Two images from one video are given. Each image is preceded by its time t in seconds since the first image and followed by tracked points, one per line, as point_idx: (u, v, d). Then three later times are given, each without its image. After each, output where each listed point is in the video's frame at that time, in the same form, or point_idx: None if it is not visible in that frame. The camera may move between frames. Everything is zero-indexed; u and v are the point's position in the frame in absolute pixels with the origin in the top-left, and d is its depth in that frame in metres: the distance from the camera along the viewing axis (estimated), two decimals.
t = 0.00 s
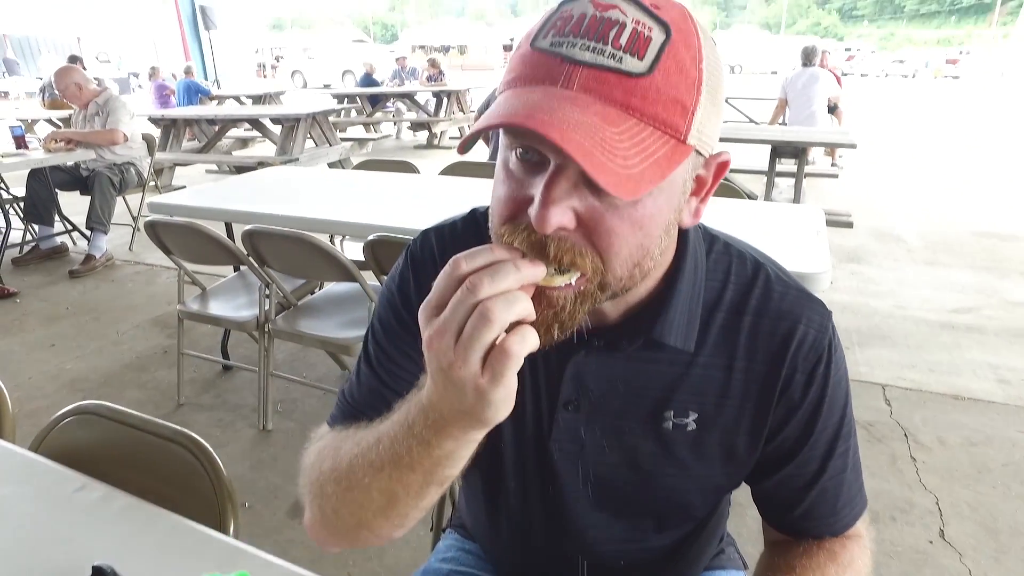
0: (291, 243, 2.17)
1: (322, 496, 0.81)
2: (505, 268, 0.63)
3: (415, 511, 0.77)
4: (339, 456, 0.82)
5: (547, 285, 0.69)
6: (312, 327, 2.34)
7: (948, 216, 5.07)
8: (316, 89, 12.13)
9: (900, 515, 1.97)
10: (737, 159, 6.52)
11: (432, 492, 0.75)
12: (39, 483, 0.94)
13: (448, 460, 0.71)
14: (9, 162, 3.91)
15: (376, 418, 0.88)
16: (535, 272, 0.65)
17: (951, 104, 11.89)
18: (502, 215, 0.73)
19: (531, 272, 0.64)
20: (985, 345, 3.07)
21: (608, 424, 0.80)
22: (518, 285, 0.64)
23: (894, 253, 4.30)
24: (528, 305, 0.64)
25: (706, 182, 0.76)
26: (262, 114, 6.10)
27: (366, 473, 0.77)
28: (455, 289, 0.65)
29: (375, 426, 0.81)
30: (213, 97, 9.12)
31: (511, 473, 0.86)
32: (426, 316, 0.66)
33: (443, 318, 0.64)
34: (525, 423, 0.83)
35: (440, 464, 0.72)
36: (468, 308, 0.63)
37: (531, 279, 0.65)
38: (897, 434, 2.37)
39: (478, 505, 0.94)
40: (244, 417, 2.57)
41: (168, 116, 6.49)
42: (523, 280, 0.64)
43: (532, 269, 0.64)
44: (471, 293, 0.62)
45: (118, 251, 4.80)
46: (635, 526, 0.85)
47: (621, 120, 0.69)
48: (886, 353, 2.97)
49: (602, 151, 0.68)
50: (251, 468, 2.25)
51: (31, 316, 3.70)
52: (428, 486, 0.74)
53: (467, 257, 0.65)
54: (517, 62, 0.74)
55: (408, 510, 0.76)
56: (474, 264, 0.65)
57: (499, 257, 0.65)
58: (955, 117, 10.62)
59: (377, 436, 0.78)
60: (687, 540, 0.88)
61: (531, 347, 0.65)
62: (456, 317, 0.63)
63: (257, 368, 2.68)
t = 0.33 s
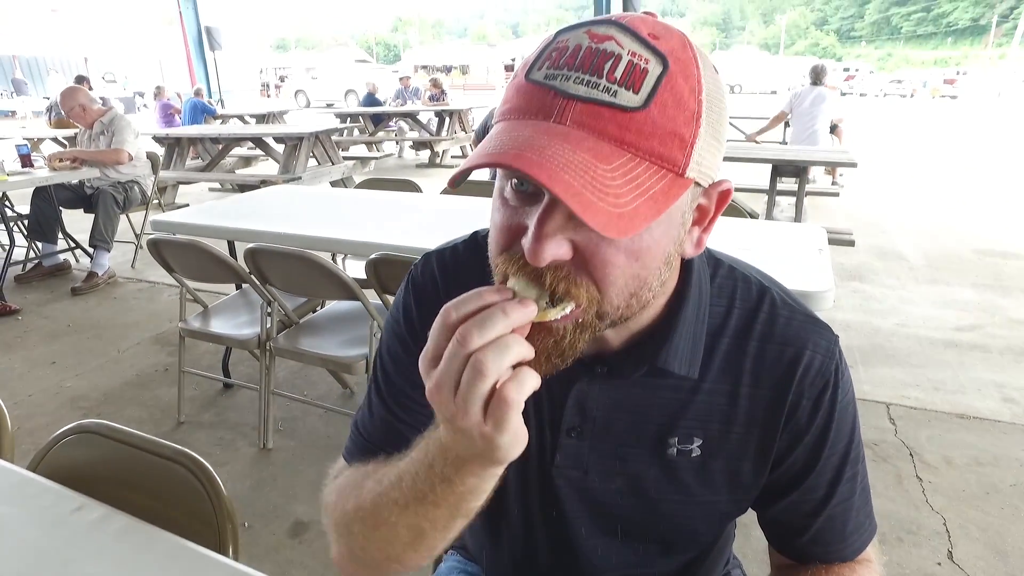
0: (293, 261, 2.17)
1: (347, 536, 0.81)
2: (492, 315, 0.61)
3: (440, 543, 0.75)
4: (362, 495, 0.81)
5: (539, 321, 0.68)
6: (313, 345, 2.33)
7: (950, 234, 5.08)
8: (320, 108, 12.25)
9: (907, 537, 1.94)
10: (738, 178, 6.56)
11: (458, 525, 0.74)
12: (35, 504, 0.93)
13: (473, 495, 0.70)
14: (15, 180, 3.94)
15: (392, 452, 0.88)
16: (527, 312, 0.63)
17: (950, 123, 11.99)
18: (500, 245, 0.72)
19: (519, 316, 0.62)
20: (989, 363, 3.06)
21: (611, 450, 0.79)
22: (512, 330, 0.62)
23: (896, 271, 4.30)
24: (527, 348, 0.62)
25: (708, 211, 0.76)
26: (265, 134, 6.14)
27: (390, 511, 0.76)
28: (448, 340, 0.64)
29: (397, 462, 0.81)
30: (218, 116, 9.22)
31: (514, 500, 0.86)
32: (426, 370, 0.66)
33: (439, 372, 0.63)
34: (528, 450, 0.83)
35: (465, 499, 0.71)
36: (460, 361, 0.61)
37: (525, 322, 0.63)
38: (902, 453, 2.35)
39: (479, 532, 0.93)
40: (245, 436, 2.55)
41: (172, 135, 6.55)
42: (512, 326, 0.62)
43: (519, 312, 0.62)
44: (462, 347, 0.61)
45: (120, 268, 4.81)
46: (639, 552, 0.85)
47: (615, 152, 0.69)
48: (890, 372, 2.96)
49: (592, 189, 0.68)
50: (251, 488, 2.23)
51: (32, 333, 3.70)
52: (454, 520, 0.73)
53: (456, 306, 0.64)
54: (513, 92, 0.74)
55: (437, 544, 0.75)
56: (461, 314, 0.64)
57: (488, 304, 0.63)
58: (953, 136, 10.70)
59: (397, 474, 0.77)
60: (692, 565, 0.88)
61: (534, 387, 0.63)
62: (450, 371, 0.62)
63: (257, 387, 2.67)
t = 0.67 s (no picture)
0: (294, 268, 2.18)
1: (366, 550, 0.80)
2: (474, 371, 0.57)
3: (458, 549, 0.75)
4: (376, 507, 0.80)
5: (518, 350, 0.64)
6: (315, 353, 2.34)
7: (950, 243, 5.10)
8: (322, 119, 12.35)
9: (910, 546, 1.93)
10: (739, 188, 6.59)
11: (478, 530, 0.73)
12: (35, 508, 0.93)
13: (490, 505, 0.69)
14: (19, 189, 3.97)
15: (400, 461, 0.88)
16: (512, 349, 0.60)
17: (950, 134, 12.03)
18: (496, 251, 0.73)
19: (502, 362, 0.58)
20: (991, 371, 3.05)
21: (611, 456, 0.79)
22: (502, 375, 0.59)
23: (897, 280, 4.30)
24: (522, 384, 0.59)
25: (706, 222, 0.77)
26: (268, 143, 6.18)
27: (408, 525, 0.75)
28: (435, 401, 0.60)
29: (408, 474, 0.80)
30: (221, 126, 9.28)
31: (513, 505, 0.86)
32: (421, 428, 0.63)
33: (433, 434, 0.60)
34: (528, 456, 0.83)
35: (483, 508, 0.70)
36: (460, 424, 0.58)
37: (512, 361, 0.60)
38: (905, 461, 2.34)
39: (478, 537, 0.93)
40: (245, 444, 2.55)
41: (175, 145, 6.59)
42: (498, 374, 0.58)
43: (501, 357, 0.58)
44: (452, 412, 0.57)
45: (122, 277, 4.83)
46: (638, 557, 0.85)
47: (608, 160, 0.70)
48: (891, 381, 2.96)
49: (582, 198, 0.69)
50: (251, 496, 2.23)
51: (34, 341, 3.71)
52: (473, 526, 0.72)
53: (430, 368, 0.60)
54: (510, 100, 0.76)
55: (460, 547, 0.75)
56: (439, 374, 0.60)
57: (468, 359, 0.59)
58: (953, 146, 10.74)
59: (409, 488, 0.76)
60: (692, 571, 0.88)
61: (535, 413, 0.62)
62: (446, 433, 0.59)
63: (258, 395, 2.67)
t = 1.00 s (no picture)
0: (293, 268, 2.17)
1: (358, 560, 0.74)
2: (416, 529, 0.56)
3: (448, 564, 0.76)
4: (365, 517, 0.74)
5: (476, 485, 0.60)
6: (314, 354, 2.33)
7: (951, 246, 5.09)
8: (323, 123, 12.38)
9: (913, 548, 1.92)
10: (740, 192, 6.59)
11: None
12: (30, 504, 0.92)
13: None
14: (20, 192, 3.97)
15: (405, 452, 0.86)
16: (456, 503, 0.57)
17: (951, 138, 12.04)
18: (514, 231, 0.73)
19: (443, 520, 0.56)
20: (993, 373, 3.04)
21: (612, 442, 0.79)
22: (449, 529, 0.57)
23: (898, 283, 4.30)
24: (472, 530, 0.57)
25: (710, 186, 0.76)
26: (269, 147, 6.20)
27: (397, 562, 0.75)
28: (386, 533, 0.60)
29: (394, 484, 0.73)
30: (223, 130, 9.30)
31: (512, 495, 0.85)
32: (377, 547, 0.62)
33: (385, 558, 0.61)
34: (529, 444, 0.83)
35: None
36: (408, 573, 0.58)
37: (457, 510, 0.57)
38: (907, 463, 2.33)
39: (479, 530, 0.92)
40: (245, 445, 2.54)
41: (177, 148, 6.60)
42: (441, 532, 0.56)
43: (441, 515, 0.56)
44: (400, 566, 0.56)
45: (122, 279, 4.82)
46: (639, 546, 0.84)
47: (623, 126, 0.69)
48: (893, 383, 2.94)
49: (612, 155, 0.67)
50: (250, 497, 2.21)
51: (34, 343, 3.70)
52: None
53: (373, 510, 0.59)
54: (516, 75, 0.75)
55: None
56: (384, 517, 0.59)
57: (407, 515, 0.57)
58: (954, 151, 10.75)
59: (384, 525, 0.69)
60: (695, 561, 0.87)
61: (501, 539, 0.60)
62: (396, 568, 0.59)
63: (258, 396, 2.67)
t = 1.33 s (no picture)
0: (291, 264, 2.16)
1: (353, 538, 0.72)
2: (389, 524, 0.58)
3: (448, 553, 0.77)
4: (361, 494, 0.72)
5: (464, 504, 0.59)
6: (313, 351, 2.31)
7: (953, 246, 5.08)
8: (325, 124, 12.41)
9: (917, 545, 1.90)
10: (742, 191, 6.58)
11: None
12: (20, 495, 0.91)
13: None
14: (20, 191, 3.96)
15: (410, 431, 0.85)
16: (436, 513, 0.57)
17: (953, 138, 12.02)
18: (521, 190, 0.71)
19: (418, 524, 0.57)
20: (996, 371, 3.03)
21: (614, 416, 0.78)
22: (421, 533, 0.58)
23: (900, 282, 4.28)
24: (443, 542, 0.58)
25: (710, 147, 0.76)
26: (270, 147, 6.19)
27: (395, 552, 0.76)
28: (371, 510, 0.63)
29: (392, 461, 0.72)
30: (224, 131, 9.30)
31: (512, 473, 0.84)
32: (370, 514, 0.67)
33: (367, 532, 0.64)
34: (530, 419, 0.82)
35: None
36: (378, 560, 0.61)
37: (436, 519, 0.57)
38: (911, 461, 2.31)
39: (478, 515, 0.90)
40: (244, 443, 2.52)
41: (178, 148, 6.58)
42: (415, 534, 0.57)
43: (417, 518, 0.57)
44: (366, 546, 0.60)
45: (122, 279, 4.81)
46: (640, 528, 0.83)
47: (633, 75, 0.68)
48: (897, 381, 2.92)
49: (626, 99, 0.66)
50: (248, 495, 2.20)
51: (33, 341, 3.69)
52: None
53: (365, 484, 0.63)
54: (523, 31, 0.73)
55: None
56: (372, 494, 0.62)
57: (390, 506, 0.59)
58: (956, 151, 10.72)
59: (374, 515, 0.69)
60: (696, 544, 0.86)
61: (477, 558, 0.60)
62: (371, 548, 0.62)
63: (257, 394, 2.65)
